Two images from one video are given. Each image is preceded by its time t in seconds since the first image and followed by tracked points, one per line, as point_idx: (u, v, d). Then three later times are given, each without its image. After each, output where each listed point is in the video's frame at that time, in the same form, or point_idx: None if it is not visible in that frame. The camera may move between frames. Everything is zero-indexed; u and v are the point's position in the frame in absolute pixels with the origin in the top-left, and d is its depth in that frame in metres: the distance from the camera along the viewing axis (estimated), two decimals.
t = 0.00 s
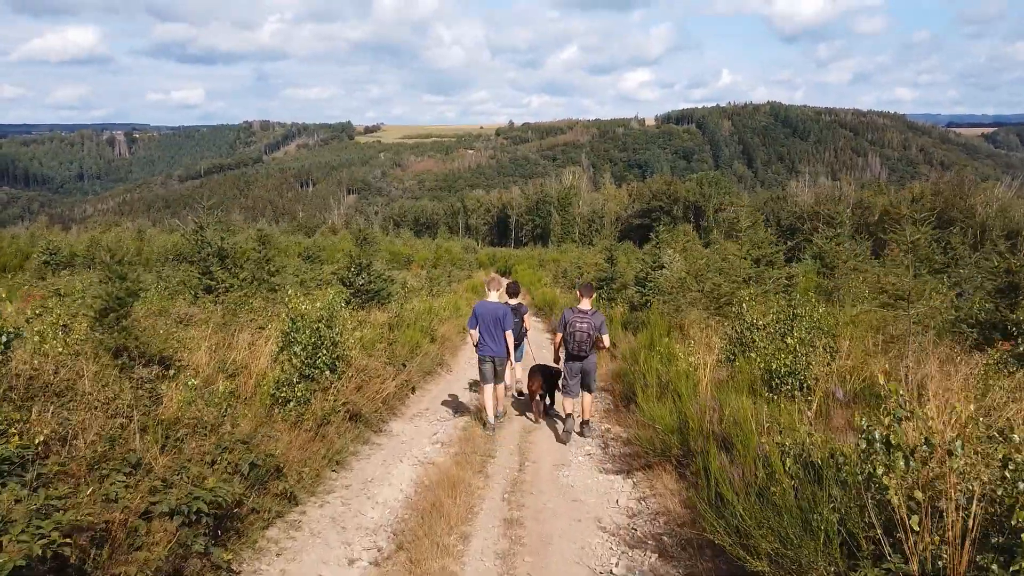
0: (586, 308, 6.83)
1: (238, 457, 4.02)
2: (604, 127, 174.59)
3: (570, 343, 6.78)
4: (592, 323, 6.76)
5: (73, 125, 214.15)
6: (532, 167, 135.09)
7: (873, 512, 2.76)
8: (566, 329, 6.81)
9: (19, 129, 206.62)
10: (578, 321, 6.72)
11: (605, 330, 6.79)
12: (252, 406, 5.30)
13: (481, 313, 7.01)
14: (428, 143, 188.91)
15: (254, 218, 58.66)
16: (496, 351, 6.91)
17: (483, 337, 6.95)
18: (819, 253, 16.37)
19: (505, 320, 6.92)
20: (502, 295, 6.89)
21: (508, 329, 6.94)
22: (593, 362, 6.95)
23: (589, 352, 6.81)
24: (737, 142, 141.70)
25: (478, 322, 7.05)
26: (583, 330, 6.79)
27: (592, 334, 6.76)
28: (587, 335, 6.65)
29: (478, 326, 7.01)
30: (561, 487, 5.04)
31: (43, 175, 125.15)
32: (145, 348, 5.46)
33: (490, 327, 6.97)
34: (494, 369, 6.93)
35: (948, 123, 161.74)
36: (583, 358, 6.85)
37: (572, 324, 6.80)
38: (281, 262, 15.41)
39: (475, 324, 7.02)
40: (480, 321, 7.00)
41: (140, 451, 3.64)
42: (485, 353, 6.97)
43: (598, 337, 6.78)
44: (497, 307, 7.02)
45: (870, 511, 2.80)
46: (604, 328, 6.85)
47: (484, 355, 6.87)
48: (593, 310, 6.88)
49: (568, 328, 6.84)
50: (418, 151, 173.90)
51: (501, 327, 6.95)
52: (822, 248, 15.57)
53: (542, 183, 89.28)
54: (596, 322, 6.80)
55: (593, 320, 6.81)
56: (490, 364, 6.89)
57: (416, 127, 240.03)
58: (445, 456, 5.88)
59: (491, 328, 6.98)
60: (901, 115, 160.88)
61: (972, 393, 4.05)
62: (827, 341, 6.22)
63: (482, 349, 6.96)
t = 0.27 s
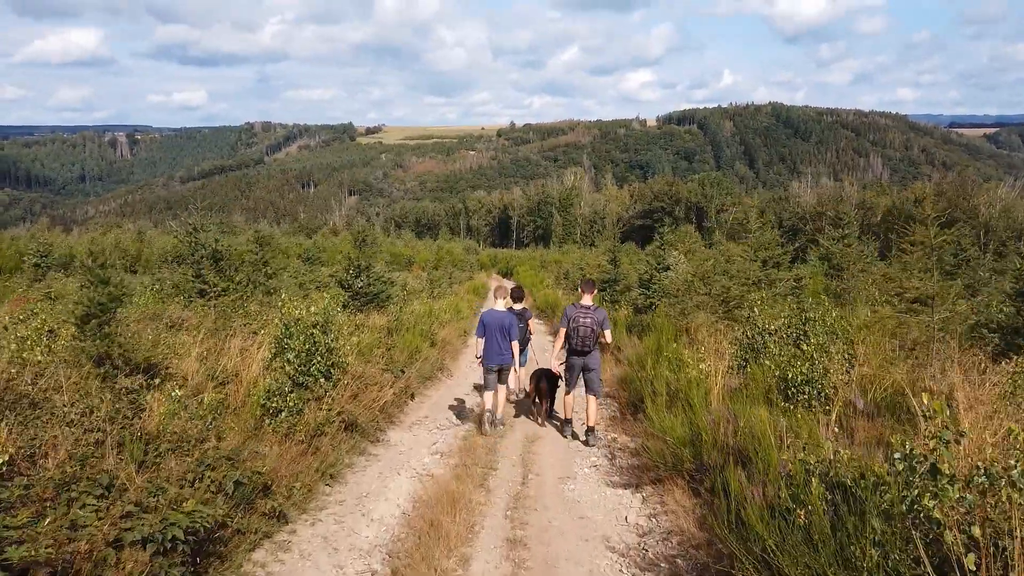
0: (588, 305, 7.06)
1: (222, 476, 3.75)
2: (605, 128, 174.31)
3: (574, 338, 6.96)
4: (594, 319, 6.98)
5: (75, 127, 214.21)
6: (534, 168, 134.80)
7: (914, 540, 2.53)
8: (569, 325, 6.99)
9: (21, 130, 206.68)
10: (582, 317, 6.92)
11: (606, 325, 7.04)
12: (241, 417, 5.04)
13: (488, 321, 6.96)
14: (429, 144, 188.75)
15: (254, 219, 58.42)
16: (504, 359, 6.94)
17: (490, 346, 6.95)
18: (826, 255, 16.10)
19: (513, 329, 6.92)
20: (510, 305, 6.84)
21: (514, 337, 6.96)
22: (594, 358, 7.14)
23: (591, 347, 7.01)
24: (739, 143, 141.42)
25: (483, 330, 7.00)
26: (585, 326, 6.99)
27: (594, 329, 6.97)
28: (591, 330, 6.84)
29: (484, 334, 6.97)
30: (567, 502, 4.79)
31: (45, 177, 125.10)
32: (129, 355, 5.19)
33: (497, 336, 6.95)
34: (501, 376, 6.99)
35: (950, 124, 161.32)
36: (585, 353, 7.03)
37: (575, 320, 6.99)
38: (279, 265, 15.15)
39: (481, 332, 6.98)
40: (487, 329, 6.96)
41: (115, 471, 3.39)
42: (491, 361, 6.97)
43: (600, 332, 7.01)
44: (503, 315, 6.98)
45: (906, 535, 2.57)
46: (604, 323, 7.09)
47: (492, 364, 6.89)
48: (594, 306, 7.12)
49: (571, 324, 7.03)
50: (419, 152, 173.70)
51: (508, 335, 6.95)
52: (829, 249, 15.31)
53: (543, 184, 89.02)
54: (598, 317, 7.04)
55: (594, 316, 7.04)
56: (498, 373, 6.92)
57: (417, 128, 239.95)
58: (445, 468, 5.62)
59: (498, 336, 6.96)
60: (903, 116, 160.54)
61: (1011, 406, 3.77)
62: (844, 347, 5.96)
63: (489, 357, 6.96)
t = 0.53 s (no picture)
0: (587, 311, 6.78)
1: (204, 491, 3.47)
2: (605, 130, 174.25)
3: (571, 345, 6.73)
4: (592, 326, 6.73)
5: (75, 129, 214.44)
6: (534, 170, 134.61)
7: (974, 574, 2.29)
8: (566, 332, 6.75)
9: (23, 134, 206.79)
10: (579, 324, 6.67)
11: (605, 332, 6.78)
12: (227, 426, 4.77)
13: (491, 315, 7.12)
14: (429, 146, 189.04)
15: (254, 221, 58.22)
16: (506, 353, 7.10)
17: (493, 339, 7.12)
18: (833, 256, 15.82)
19: (515, 323, 7.05)
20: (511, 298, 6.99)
21: (517, 330, 7.09)
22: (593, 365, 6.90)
23: (590, 355, 6.77)
24: (739, 145, 141.33)
25: (487, 323, 7.18)
26: (584, 332, 6.74)
27: (592, 337, 6.72)
28: (588, 338, 6.60)
29: (488, 327, 7.15)
30: (574, 515, 4.53)
31: (46, 179, 125.00)
32: (110, 361, 4.93)
33: (500, 329, 7.11)
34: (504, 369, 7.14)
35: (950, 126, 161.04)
36: (583, 360, 6.80)
37: (572, 327, 6.74)
38: (276, 267, 14.89)
39: (485, 326, 7.15)
40: (490, 323, 7.13)
41: (86, 489, 3.13)
42: (495, 354, 7.15)
43: (598, 339, 6.76)
44: (506, 310, 7.12)
45: (964, 570, 2.35)
46: (603, 330, 6.82)
47: (494, 357, 7.07)
48: (593, 312, 6.86)
49: (568, 331, 6.79)
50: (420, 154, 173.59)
51: (511, 329, 7.09)
52: (836, 250, 15.05)
53: (544, 186, 88.82)
54: (596, 324, 6.78)
55: (593, 323, 6.77)
56: (501, 365, 7.07)
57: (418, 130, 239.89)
58: (443, 478, 5.36)
59: (501, 330, 7.12)
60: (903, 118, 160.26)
61: None
62: (860, 352, 5.67)
63: (493, 350, 7.14)
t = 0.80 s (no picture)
0: (590, 304, 6.67)
1: (183, 509, 3.19)
2: (606, 130, 174.06)
3: (576, 338, 6.59)
4: (597, 318, 6.59)
5: (75, 130, 214.31)
6: (534, 171, 134.36)
7: None
8: (571, 325, 6.61)
9: (23, 134, 206.61)
10: (584, 316, 6.53)
11: (610, 325, 6.65)
12: (212, 435, 4.49)
13: (493, 323, 6.91)
14: (429, 146, 188.78)
15: (253, 221, 57.93)
16: (511, 361, 6.90)
17: (497, 348, 6.90)
18: (839, 256, 15.56)
19: (517, 330, 6.84)
20: (513, 305, 6.80)
21: (521, 337, 6.89)
22: (597, 358, 6.78)
23: (594, 348, 6.65)
24: (740, 146, 141.12)
25: (490, 332, 6.97)
26: (588, 325, 6.60)
27: (597, 329, 6.59)
28: (594, 330, 6.46)
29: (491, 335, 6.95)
30: (582, 531, 4.25)
31: (45, 180, 124.79)
32: (89, 366, 4.65)
33: (503, 337, 6.91)
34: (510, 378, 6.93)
35: (951, 126, 160.80)
36: (588, 354, 6.67)
37: (577, 319, 6.60)
38: (272, 267, 14.59)
39: (487, 335, 6.94)
40: (492, 331, 6.94)
41: (50, 511, 2.86)
42: (499, 363, 6.94)
43: (603, 331, 6.63)
44: (508, 317, 6.91)
45: None
46: (608, 323, 6.70)
47: (500, 365, 6.87)
48: (597, 305, 6.72)
49: (573, 323, 6.65)
50: (420, 155, 173.36)
51: (514, 336, 6.89)
52: (843, 250, 14.77)
53: (544, 186, 88.58)
54: (601, 316, 6.65)
55: (598, 315, 6.64)
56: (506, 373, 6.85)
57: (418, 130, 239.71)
58: (443, 488, 5.09)
59: (504, 337, 6.93)
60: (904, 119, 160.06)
61: None
62: (880, 357, 5.40)
63: (497, 359, 6.93)
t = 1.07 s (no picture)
0: (600, 318, 6.56)
1: (154, 538, 2.92)
2: (605, 132, 173.83)
3: (584, 354, 6.49)
4: (606, 334, 6.49)
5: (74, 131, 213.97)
6: (533, 172, 134.12)
7: None
8: (579, 340, 6.50)
9: (21, 134, 206.16)
10: (594, 332, 6.42)
11: (618, 340, 6.55)
12: (194, 449, 4.22)
13: (497, 318, 6.94)
14: (428, 148, 188.60)
15: (252, 223, 57.64)
16: (512, 358, 6.95)
17: (499, 344, 6.95)
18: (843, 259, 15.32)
19: (519, 327, 6.88)
20: (518, 303, 6.83)
21: (523, 336, 6.95)
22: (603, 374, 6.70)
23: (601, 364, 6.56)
24: (739, 147, 140.95)
25: (494, 327, 7.02)
26: (597, 341, 6.50)
27: (606, 346, 6.50)
28: (603, 347, 6.37)
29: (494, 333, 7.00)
30: (587, 553, 3.98)
31: (43, 180, 124.43)
32: (66, 374, 4.39)
33: (505, 334, 6.94)
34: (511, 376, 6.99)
35: (949, 128, 160.68)
36: (595, 369, 6.59)
37: (586, 335, 6.49)
38: (266, 269, 14.30)
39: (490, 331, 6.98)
40: (496, 327, 6.96)
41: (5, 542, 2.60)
42: (500, 360, 6.98)
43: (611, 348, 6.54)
44: (512, 314, 6.92)
45: None
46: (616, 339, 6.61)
47: (501, 362, 6.90)
48: (605, 320, 6.62)
49: (581, 339, 6.54)
50: (419, 156, 173.05)
51: (517, 334, 6.94)
52: (848, 252, 14.51)
53: (543, 188, 88.31)
54: (610, 332, 6.55)
55: (606, 331, 6.55)
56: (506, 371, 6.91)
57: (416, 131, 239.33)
58: (440, 504, 4.83)
59: (507, 335, 6.98)
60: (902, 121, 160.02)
61: None
62: (898, 367, 5.15)
63: (499, 355, 6.97)
